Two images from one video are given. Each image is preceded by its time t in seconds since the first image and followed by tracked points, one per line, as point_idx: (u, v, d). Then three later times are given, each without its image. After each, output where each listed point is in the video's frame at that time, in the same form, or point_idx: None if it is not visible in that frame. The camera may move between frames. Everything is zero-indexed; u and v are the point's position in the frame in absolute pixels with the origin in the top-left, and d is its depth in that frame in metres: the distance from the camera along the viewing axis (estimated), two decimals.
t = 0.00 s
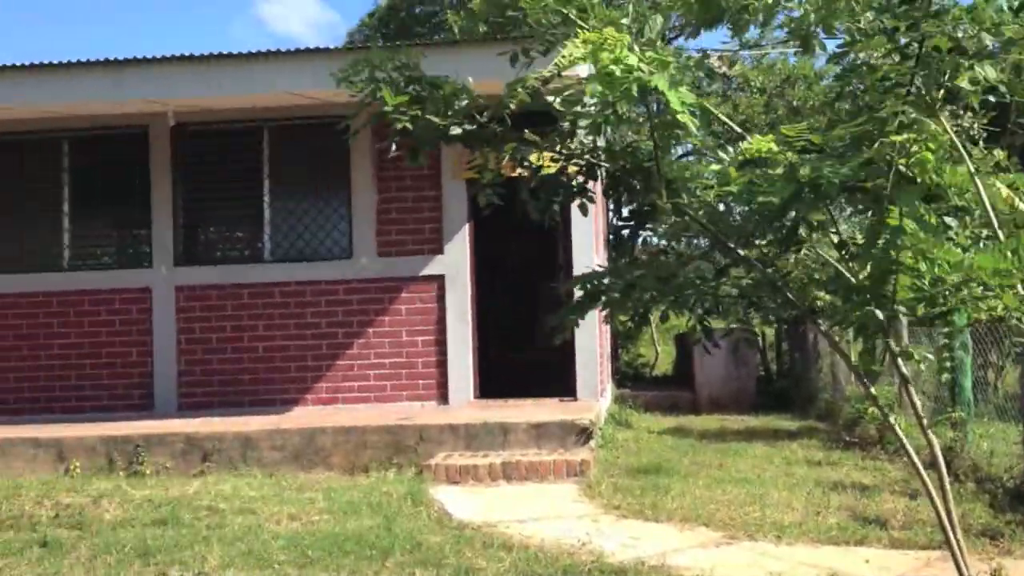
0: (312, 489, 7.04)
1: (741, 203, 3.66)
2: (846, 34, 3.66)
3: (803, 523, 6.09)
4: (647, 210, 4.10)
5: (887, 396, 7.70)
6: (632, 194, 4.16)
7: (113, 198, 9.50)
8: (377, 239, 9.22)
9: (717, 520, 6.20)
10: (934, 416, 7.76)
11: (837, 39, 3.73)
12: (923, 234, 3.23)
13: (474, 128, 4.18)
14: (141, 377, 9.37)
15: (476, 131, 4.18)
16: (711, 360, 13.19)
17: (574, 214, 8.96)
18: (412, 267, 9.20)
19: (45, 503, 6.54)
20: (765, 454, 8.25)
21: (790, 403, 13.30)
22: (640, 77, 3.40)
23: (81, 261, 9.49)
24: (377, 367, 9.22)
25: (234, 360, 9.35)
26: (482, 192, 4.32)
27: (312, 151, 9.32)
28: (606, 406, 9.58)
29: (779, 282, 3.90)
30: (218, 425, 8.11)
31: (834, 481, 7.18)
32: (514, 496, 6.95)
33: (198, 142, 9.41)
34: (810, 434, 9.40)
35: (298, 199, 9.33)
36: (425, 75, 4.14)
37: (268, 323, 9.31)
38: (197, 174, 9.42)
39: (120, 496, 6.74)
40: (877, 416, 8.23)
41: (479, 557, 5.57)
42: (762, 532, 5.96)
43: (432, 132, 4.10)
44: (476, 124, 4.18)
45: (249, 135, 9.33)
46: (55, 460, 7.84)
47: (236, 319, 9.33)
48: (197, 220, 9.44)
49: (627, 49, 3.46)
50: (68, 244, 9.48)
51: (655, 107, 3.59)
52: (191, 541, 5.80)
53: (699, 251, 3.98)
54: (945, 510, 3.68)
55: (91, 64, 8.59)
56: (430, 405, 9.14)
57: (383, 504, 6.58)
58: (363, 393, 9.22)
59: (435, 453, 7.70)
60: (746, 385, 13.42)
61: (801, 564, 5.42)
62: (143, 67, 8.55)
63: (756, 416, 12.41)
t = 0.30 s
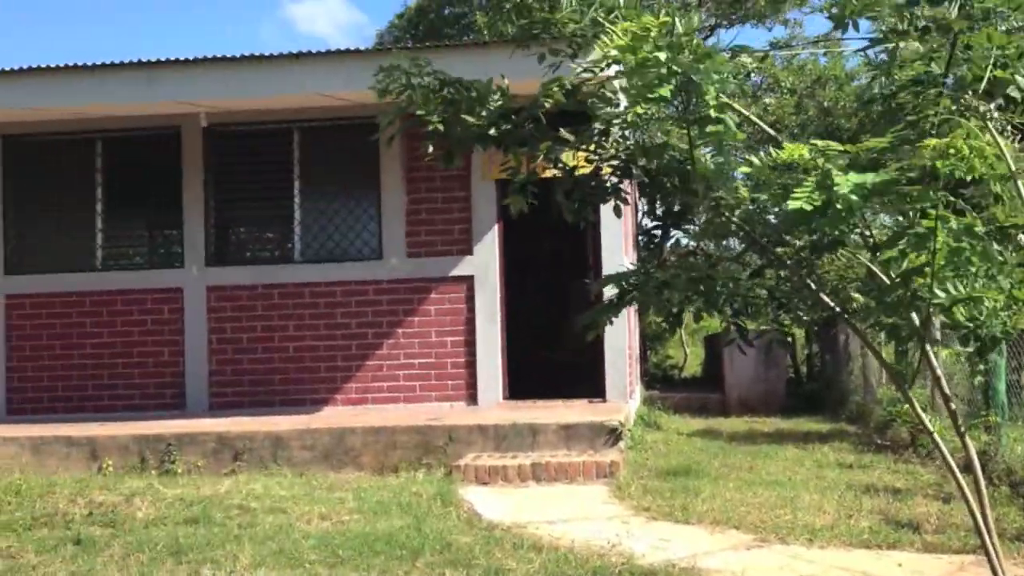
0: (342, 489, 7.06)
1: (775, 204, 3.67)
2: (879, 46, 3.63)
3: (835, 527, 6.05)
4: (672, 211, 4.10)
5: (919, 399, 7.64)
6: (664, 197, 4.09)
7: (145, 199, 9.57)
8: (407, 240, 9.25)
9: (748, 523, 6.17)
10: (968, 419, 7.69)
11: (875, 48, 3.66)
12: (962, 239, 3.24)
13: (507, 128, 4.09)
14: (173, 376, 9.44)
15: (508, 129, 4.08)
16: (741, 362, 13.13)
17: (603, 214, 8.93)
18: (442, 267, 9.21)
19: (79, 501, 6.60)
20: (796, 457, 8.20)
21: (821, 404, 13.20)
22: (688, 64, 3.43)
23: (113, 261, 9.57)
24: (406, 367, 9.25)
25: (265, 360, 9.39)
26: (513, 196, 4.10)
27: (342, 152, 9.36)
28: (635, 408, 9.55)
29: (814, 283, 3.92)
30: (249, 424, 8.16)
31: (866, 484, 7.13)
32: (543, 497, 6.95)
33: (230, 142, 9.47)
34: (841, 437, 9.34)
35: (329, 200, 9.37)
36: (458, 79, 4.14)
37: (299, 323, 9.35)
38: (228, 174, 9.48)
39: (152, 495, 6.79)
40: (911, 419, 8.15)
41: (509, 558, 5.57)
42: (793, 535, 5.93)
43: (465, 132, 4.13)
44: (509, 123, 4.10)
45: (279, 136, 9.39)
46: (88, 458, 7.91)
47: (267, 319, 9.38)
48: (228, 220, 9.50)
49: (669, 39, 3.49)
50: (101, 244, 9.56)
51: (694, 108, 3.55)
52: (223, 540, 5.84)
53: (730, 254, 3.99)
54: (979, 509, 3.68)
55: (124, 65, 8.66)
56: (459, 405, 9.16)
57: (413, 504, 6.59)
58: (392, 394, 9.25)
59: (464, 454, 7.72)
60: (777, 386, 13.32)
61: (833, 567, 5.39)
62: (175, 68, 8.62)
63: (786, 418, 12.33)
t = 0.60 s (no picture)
0: (359, 488, 7.07)
1: (807, 202, 3.63)
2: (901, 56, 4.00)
3: (854, 531, 6.02)
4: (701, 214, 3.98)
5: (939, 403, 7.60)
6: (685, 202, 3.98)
7: (165, 197, 9.61)
8: (425, 239, 9.25)
9: (767, 526, 6.15)
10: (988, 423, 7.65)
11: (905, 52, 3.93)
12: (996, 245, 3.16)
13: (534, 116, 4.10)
14: (191, 374, 9.47)
15: (538, 116, 4.10)
16: (758, 364, 13.09)
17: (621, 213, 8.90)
18: (460, 267, 9.21)
19: (99, 498, 6.62)
20: (815, 460, 8.18)
21: (839, 407, 13.13)
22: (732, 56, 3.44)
23: (133, 259, 9.61)
24: (424, 367, 9.25)
25: (283, 359, 9.42)
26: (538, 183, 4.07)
27: (361, 151, 9.38)
28: (653, 410, 9.53)
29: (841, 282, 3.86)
30: (266, 423, 8.18)
31: (885, 488, 7.10)
32: (561, 498, 6.94)
33: (249, 142, 9.49)
34: (859, 441, 9.30)
35: (347, 200, 9.39)
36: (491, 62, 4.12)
37: (317, 322, 9.37)
38: (247, 173, 9.50)
39: (171, 492, 6.81)
40: (931, 423, 8.11)
41: (527, 559, 5.57)
42: (813, 538, 5.91)
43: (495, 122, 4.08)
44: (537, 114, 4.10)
45: (298, 136, 9.41)
46: (108, 455, 7.94)
47: (285, 318, 9.40)
48: (247, 219, 9.53)
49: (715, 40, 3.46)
50: (120, 242, 9.60)
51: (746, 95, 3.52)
52: (242, 538, 5.84)
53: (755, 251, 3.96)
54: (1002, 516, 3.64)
55: (145, 64, 8.69)
56: (476, 405, 9.15)
57: (431, 504, 6.60)
58: (409, 394, 9.25)
59: (482, 454, 7.72)
60: (795, 389, 13.24)
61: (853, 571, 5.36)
62: (195, 67, 8.65)
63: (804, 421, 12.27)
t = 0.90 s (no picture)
0: (367, 483, 7.08)
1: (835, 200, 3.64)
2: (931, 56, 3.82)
3: (862, 530, 6.02)
4: (720, 206, 3.91)
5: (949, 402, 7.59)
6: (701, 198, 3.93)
7: (173, 190, 9.61)
8: (434, 235, 9.26)
9: (775, 524, 6.14)
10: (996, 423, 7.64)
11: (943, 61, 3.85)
12: None
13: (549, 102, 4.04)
14: (200, 368, 9.49)
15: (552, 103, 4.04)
16: (765, 361, 13.07)
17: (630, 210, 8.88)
18: (468, 264, 9.22)
19: (107, 490, 6.63)
20: (822, 458, 8.18)
21: (845, 406, 13.13)
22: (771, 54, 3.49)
23: (141, 252, 9.62)
24: (431, 363, 9.25)
25: (291, 354, 9.42)
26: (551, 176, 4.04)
27: (370, 146, 9.38)
28: (660, 407, 9.53)
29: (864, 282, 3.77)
30: (274, 417, 8.18)
31: (893, 487, 7.10)
32: (568, 494, 6.94)
33: (258, 136, 9.50)
34: (867, 439, 9.29)
35: (355, 194, 9.40)
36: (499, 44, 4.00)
37: (325, 317, 9.37)
38: (255, 167, 9.51)
39: (180, 485, 6.82)
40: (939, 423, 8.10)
41: (536, 555, 5.57)
42: (821, 537, 5.90)
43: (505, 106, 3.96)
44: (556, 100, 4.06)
45: (307, 130, 9.41)
46: (116, 448, 7.95)
47: (294, 313, 9.41)
48: (255, 213, 9.53)
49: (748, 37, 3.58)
50: (129, 234, 9.61)
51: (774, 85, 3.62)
52: (250, 532, 5.85)
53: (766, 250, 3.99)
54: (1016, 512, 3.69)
55: (155, 57, 8.69)
56: (483, 401, 9.15)
57: (439, 500, 6.60)
58: (417, 389, 9.26)
59: (489, 450, 7.72)
60: (801, 387, 13.25)
61: (863, 570, 5.37)
62: (205, 61, 8.65)
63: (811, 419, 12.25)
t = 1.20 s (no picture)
0: (372, 476, 7.09)
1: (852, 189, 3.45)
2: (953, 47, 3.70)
3: (866, 525, 6.03)
4: (734, 198, 3.88)
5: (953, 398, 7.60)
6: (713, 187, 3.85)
7: (177, 183, 9.60)
8: (437, 229, 9.25)
9: (779, 519, 6.15)
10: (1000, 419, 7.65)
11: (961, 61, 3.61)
12: None
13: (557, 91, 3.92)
14: (203, 361, 9.48)
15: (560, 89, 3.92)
16: (767, 357, 13.06)
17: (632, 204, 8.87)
18: (471, 258, 9.21)
19: (112, 483, 6.64)
20: (825, 453, 8.19)
21: (847, 401, 13.13)
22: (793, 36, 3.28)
23: (144, 245, 9.62)
24: (434, 356, 9.26)
25: (294, 348, 9.42)
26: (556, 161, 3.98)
27: (374, 139, 9.38)
28: (663, 402, 9.53)
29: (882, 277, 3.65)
30: (277, 411, 8.19)
31: (897, 483, 7.10)
32: (573, 489, 6.95)
33: (262, 129, 9.49)
34: (869, 435, 9.30)
35: (359, 188, 9.40)
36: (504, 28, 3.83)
37: (328, 311, 9.37)
38: (259, 161, 9.50)
39: (184, 478, 6.82)
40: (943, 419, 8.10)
41: (541, 549, 5.57)
42: (826, 532, 5.91)
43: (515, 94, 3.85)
44: (568, 90, 3.93)
45: (311, 124, 9.41)
46: (120, 441, 7.96)
47: (297, 306, 9.41)
48: (258, 206, 9.53)
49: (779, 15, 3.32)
50: (133, 227, 9.61)
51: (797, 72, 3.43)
52: (256, 524, 5.86)
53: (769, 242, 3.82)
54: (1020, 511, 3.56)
55: (159, 50, 8.68)
56: (486, 396, 9.16)
57: (443, 493, 6.61)
58: (421, 382, 9.27)
59: (493, 444, 7.73)
60: (802, 383, 13.24)
61: (867, 565, 5.38)
62: (208, 54, 8.64)
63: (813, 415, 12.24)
